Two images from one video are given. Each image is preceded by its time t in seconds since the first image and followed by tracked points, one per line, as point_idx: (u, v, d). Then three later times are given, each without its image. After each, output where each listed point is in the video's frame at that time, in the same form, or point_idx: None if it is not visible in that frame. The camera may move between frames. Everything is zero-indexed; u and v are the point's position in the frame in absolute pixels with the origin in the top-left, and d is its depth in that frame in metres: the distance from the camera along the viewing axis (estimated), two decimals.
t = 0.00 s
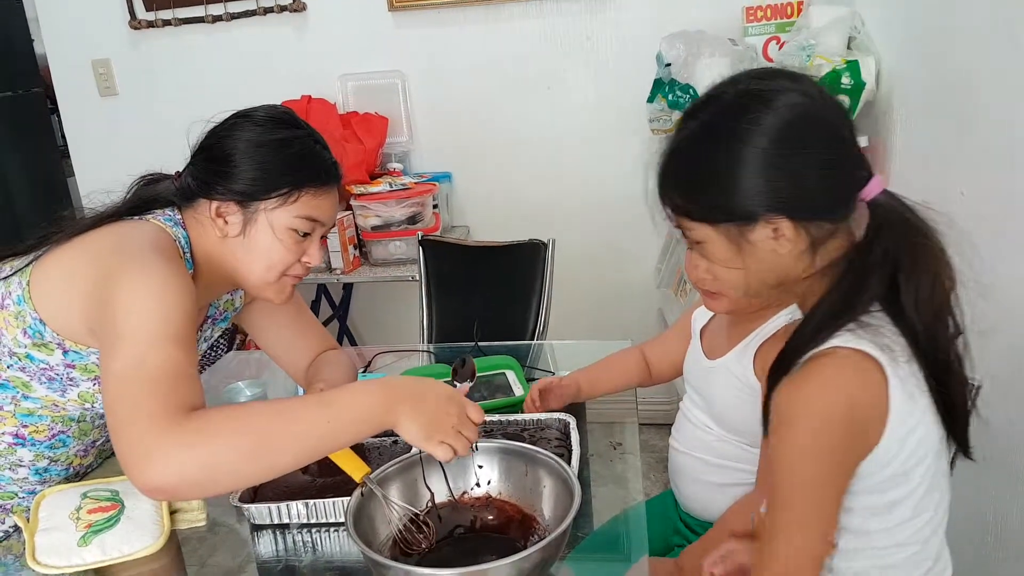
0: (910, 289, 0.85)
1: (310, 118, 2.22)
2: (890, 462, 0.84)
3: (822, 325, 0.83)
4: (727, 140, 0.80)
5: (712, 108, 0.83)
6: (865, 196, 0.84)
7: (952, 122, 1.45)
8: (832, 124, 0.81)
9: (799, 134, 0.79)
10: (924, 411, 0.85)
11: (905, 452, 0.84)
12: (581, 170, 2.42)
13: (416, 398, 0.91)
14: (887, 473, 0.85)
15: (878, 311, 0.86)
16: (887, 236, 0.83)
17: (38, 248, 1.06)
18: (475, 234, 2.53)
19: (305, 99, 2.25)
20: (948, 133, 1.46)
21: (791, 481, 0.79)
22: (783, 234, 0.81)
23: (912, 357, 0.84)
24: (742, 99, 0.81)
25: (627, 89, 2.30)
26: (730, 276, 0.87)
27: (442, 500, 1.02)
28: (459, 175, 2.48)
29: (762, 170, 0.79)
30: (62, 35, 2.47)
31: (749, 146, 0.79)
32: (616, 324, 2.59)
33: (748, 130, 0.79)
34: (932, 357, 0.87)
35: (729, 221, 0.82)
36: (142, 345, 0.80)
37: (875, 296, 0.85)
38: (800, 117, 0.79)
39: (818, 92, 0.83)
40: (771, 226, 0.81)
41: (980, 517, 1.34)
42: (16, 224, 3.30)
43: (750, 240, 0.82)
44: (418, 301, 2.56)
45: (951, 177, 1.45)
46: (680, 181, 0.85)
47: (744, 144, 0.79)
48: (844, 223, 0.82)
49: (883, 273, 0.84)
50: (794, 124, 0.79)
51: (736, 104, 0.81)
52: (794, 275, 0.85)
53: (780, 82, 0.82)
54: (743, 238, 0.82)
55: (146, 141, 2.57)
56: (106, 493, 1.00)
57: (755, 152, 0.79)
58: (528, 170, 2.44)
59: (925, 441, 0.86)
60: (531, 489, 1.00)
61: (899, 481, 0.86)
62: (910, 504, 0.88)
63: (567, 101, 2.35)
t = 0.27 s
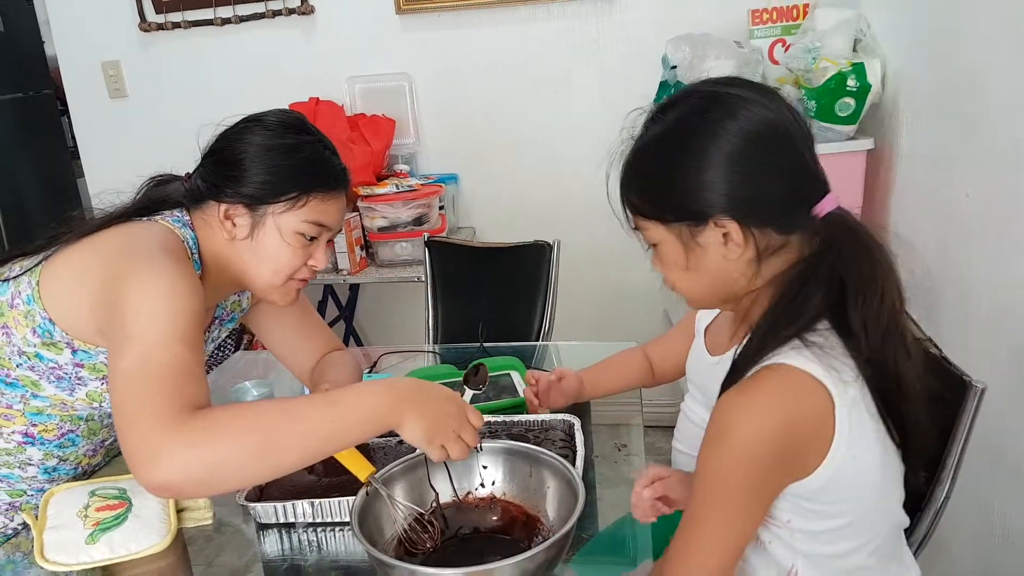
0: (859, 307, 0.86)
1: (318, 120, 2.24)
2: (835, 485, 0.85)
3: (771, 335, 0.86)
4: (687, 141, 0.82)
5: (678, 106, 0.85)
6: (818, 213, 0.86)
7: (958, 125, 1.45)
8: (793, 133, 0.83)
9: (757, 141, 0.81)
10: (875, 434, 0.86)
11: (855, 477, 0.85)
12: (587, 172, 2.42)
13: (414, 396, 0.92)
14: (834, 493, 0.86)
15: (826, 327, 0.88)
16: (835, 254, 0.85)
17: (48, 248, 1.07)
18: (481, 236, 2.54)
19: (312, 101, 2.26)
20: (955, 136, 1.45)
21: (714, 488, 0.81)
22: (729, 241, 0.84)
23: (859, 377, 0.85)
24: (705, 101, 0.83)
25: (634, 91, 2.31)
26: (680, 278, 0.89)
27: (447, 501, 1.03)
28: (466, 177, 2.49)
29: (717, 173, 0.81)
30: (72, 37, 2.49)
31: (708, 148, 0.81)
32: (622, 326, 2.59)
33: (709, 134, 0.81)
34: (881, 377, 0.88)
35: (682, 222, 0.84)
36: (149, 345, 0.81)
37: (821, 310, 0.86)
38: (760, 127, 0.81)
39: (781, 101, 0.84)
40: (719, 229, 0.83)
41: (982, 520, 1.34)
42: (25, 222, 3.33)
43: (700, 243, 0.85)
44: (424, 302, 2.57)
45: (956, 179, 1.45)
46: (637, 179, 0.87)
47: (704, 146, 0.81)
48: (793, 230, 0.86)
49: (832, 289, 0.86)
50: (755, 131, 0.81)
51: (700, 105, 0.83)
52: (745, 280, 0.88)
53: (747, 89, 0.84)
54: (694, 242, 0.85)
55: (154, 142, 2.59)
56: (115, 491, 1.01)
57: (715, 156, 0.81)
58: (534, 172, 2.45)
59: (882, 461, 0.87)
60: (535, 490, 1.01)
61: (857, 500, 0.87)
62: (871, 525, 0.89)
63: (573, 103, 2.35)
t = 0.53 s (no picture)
0: (844, 328, 0.83)
1: (328, 123, 2.25)
2: (823, 509, 0.84)
3: (753, 355, 0.84)
4: (675, 146, 0.80)
5: (669, 109, 0.82)
6: (803, 230, 0.83)
7: (969, 127, 1.44)
8: (783, 144, 0.81)
9: (746, 152, 0.79)
10: (862, 454, 0.84)
11: (842, 499, 0.84)
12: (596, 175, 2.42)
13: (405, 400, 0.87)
14: (816, 517, 0.85)
15: (809, 347, 0.86)
16: (820, 273, 0.83)
17: (60, 247, 1.08)
18: (490, 238, 2.54)
19: (322, 104, 2.27)
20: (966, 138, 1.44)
21: (705, 522, 0.79)
22: (712, 252, 0.82)
23: (842, 399, 0.84)
24: (696, 106, 0.81)
25: (643, 93, 2.31)
26: (663, 289, 0.87)
27: (456, 502, 1.03)
28: (474, 180, 2.49)
29: (703, 181, 0.79)
30: (83, 40, 2.51)
31: (696, 156, 0.79)
32: (630, 328, 2.58)
33: (697, 140, 0.79)
34: (866, 398, 0.86)
35: (664, 228, 0.83)
36: (145, 340, 0.82)
37: (803, 331, 0.84)
38: (751, 137, 0.79)
39: (771, 111, 0.82)
40: (701, 240, 0.82)
41: (993, 525, 1.33)
42: (36, 225, 3.36)
43: (681, 252, 0.83)
44: (432, 304, 2.57)
45: (967, 180, 1.44)
46: (623, 183, 0.85)
47: (692, 154, 0.79)
48: (780, 245, 0.83)
49: (816, 311, 0.83)
50: (744, 140, 0.79)
51: (691, 110, 0.81)
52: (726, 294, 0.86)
53: (740, 96, 0.81)
54: (675, 250, 0.83)
55: (165, 145, 2.60)
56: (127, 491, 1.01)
57: (705, 164, 0.79)
58: (542, 174, 2.45)
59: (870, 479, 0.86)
60: (544, 491, 1.01)
61: (843, 520, 0.86)
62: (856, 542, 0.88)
63: (582, 105, 2.35)
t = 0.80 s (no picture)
0: (805, 338, 0.80)
1: (334, 120, 2.25)
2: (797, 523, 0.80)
3: (713, 376, 0.79)
4: (620, 169, 0.74)
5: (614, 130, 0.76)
6: (754, 247, 0.78)
7: (979, 123, 1.42)
8: (727, 161, 0.75)
9: (699, 171, 0.73)
10: (838, 466, 0.81)
11: (818, 512, 0.81)
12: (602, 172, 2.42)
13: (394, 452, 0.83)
14: (790, 534, 0.82)
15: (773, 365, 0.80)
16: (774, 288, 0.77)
17: (65, 242, 1.08)
18: (496, 235, 2.54)
19: (329, 102, 2.27)
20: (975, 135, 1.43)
21: (685, 561, 0.75)
22: (668, 270, 0.76)
23: (812, 412, 0.79)
24: (638, 128, 0.75)
25: (650, 90, 2.30)
26: (620, 310, 0.81)
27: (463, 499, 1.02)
28: (480, 177, 2.49)
29: (652, 200, 0.73)
30: (90, 38, 2.52)
31: (642, 177, 0.73)
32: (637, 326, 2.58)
33: (641, 161, 0.73)
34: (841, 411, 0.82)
35: (615, 245, 0.76)
36: (137, 331, 0.81)
37: (761, 346, 0.79)
38: (697, 155, 0.73)
39: (711, 125, 0.76)
40: (655, 257, 0.75)
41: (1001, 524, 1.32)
42: (43, 221, 3.37)
43: (634, 271, 0.77)
44: (438, 301, 2.57)
45: (976, 177, 1.43)
46: (572, 208, 0.79)
47: (640, 177, 0.73)
48: (733, 260, 0.78)
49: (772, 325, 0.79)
50: (690, 159, 0.73)
51: (634, 131, 0.75)
52: (682, 316, 0.80)
53: (680, 115, 0.76)
54: (629, 269, 0.77)
55: (172, 142, 2.61)
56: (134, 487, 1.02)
57: (657, 181, 0.73)
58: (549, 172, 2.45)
59: (847, 492, 0.83)
60: (551, 489, 1.01)
61: (827, 532, 0.84)
62: (837, 555, 0.86)
63: (588, 102, 2.35)
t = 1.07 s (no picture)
0: (746, 348, 0.80)
1: (339, 116, 2.24)
2: (769, 530, 0.80)
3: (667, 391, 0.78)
4: (539, 221, 0.76)
5: (522, 183, 0.78)
6: (680, 263, 0.78)
7: (987, 119, 1.41)
8: (639, 191, 0.77)
9: (609, 207, 0.75)
10: (804, 471, 0.80)
11: (789, 521, 0.80)
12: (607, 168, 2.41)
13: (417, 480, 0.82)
14: (762, 544, 0.81)
15: (723, 373, 0.81)
16: (704, 299, 0.78)
17: (62, 245, 1.07)
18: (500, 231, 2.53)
19: (332, 97, 2.26)
20: (984, 131, 1.41)
21: (664, 558, 0.77)
22: (604, 308, 0.77)
23: (768, 417, 0.79)
24: (547, 177, 0.77)
25: (656, 85, 2.29)
26: (569, 355, 0.82)
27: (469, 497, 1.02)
28: (484, 173, 2.47)
29: (575, 245, 0.75)
30: (94, 33, 2.51)
31: (562, 225, 0.75)
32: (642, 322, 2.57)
33: (556, 207, 0.75)
34: (797, 414, 0.82)
35: (548, 293, 0.78)
36: (136, 349, 0.81)
37: (705, 357, 0.79)
38: (607, 193, 0.75)
39: (615, 162, 0.77)
40: (588, 297, 0.77)
41: (1007, 524, 1.31)
42: (47, 216, 3.37)
43: (574, 312, 0.78)
44: (443, 297, 2.56)
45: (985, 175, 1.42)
46: (503, 268, 0.80)
47: (558, 225, 0.75)
48: (663, 281, 0.79)
49: (710, 340, 0.79)
50: (600, 198, 0.74)
51: (545, 182, 0.76)
52: (629, 349, 0.81)
53: (586, 158, 0.77)
54: (569, 312, 0.78)
55: (176, 137, 2.60)
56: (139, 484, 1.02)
57: (574, 224, 0.75)
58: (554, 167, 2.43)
59: (818, 500, 0.82)
60: (556, 487, 1.00)
61: (803, 542, 0.82)
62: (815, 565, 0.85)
63: (593, 98, 2.33)
